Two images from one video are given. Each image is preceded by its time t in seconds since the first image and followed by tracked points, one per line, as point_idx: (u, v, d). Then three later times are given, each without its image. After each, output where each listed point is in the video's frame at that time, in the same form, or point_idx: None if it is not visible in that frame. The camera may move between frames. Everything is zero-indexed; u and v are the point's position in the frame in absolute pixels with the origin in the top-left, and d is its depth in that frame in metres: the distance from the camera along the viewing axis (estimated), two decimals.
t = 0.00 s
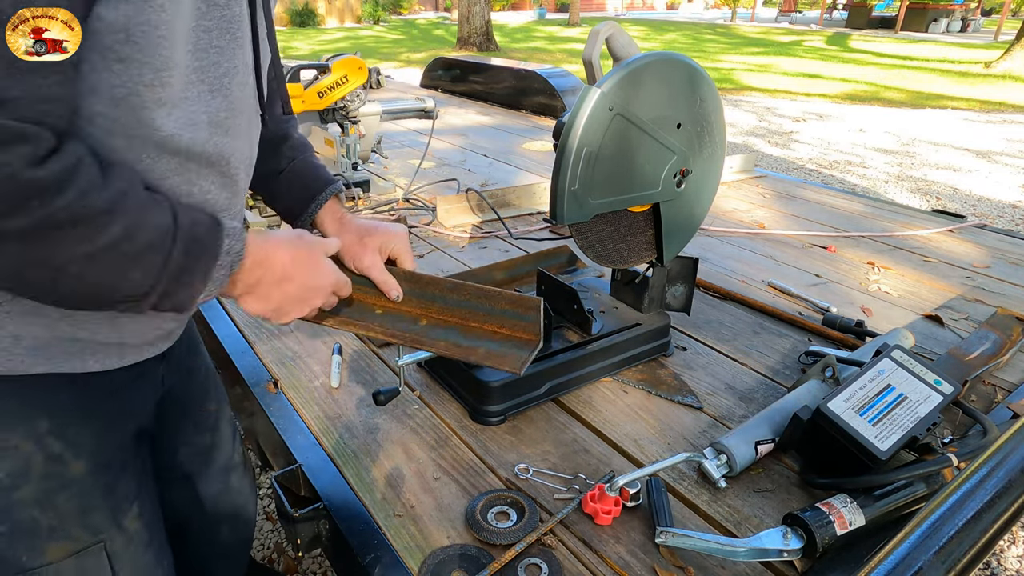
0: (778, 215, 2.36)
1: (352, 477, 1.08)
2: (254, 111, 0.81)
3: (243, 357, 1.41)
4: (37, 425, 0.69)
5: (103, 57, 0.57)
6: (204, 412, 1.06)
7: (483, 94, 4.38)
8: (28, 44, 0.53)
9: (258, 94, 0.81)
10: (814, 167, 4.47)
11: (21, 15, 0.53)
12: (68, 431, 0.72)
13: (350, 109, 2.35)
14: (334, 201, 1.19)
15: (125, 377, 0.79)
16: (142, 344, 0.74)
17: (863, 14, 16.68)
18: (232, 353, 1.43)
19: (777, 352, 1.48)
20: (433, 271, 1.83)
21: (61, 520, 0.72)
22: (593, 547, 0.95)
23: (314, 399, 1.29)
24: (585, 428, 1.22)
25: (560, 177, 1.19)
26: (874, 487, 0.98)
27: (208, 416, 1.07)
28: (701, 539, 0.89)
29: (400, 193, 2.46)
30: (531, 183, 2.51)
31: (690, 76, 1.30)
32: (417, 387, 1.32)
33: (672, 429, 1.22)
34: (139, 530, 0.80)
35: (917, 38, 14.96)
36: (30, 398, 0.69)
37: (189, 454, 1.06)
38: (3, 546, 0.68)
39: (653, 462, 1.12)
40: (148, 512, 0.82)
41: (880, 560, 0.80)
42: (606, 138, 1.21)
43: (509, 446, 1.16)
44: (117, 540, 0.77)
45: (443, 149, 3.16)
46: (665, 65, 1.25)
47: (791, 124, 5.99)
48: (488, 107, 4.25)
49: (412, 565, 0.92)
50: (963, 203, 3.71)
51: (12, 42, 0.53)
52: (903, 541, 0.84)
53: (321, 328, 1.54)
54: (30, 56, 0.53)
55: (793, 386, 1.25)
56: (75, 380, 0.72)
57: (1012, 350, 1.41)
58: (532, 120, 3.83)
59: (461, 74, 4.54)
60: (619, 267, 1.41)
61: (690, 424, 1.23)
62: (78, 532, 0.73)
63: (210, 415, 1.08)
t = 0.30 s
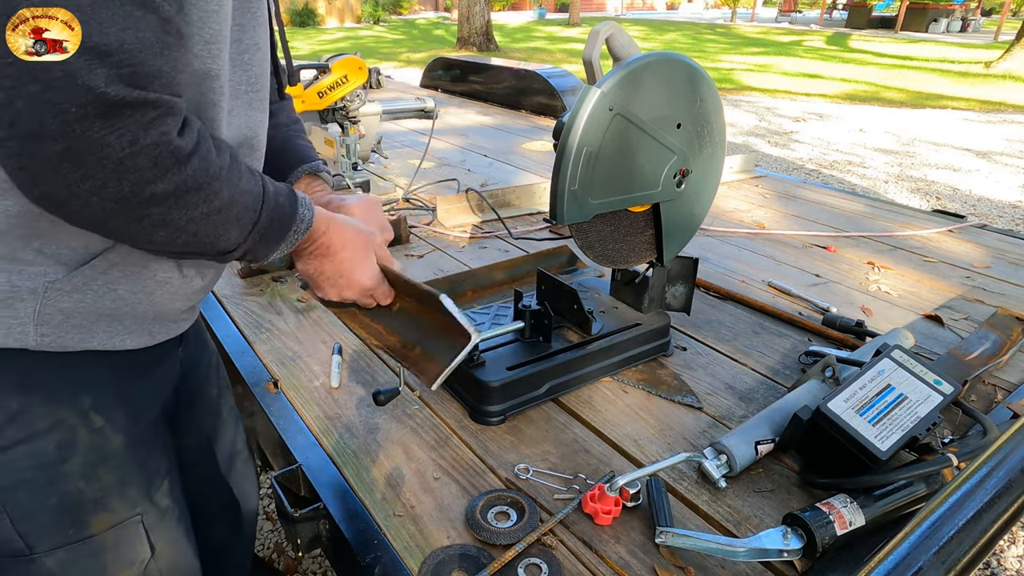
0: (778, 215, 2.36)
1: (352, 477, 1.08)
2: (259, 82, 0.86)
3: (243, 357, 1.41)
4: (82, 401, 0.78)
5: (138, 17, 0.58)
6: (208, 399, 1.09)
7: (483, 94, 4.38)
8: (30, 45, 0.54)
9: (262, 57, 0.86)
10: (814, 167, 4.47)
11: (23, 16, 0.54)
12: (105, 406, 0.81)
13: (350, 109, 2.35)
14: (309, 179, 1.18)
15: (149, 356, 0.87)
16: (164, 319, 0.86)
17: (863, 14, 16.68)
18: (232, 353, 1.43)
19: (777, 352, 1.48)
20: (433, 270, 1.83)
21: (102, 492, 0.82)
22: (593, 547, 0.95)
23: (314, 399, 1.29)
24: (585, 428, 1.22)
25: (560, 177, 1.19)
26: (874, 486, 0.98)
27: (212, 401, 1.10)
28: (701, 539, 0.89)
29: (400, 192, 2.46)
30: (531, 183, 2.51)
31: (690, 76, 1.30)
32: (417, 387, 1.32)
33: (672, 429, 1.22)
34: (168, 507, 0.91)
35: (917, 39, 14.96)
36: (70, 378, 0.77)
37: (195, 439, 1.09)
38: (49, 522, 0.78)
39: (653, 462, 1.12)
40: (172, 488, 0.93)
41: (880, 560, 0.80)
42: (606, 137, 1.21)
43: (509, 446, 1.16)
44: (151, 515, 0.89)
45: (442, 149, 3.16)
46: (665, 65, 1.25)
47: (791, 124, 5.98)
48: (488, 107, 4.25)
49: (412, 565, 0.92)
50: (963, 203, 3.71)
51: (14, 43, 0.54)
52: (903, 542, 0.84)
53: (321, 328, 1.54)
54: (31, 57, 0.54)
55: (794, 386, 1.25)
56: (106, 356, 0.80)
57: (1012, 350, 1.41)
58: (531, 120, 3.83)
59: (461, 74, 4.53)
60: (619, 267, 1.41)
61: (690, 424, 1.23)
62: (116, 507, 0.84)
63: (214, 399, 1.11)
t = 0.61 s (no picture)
0: (778, 215, 2.37)
1: (352, 477, 1.08)
2: (258, 78, 0.83)
3: (243, 357, 1.41)
4: (96, 387, 0.81)
5: (91, 59, 0.57)
6: (214, 386, 1.13)
7: (483, 94, 4.38)
8: (29, 45, 0.54)
9: (261, 48, 0.82)
10: (814, 167, 4.47)
11: (22, 15, 0.53)
12: (119, 392, 0.83)
13: (350, 109, 2.35)
14: (285, 150, 1.22)
15: (159, 345, 0.90)
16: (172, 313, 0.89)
17: (863, 14, 16.68)
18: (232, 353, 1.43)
19: (777, 352, 1.48)
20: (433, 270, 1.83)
21: (115, 477, 0.83)
22: (593, 547, 0.95)
23: (314, 399, 1.29)
24: (586, 428, 1.22)
25: (560, 177, 1.19)
26: (874, 487, 0.98)
27: (216, 389, 1.14)
28: (701, 540, 0.89)
29: (400, 192, 2.47)
30: (531, 183, 2.51)
31: (690, 76, 1.30)
32: (417, 387, 1.32)
33: (672, 429, 1.22)
34: (177, 495, 0.92)
35: (917, 39, 14.97)
36: (86, 365, 0.79)
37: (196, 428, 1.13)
38: (66, 505, 0.79)
39: (653, 462, 1.12)
40: (183, 476, 0.94)
41: (880, 560, 0.80)
42: (606, 137, 1.21)
43: (510, 446, 1.16)
44: (160, 501, 0.89)
45: (443, 149, 3.17)
46: (665, 65, 1.25)
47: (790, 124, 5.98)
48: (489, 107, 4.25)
49: (412, 565, 0.92)
50: (963, 203, 3.71)
51: (13, 43, 0.54)
52: (903, 542, 0.84)
53: (321, 328, 1.54)
54: (31, 57, 0.54)
55: (794, 386, 1.25)
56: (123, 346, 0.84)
57: (1012, 350, 1.41)
58: (532, 120, 3.83)
59: (461, 74, 4.53)
60: (619, 267, 1.41)
61: (690, 424, 1.23)
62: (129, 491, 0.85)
63: (218, 387, 1.15)
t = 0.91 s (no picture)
0: (778, 215, 2.36)
1: (352, 477, 1.08)
2: (266, 64, 0.83)
3: (244, 357, 1.41)
4: (117, 369, 0.81)
5: (99, 58, 0.58)
6: (219, 376, 1.13)
7: (483, 94, 4.38)
8: (29, 45, 0.55)
9: (266, 36, 0.82)
10: (814, 167, 4.47)
11: (22, 16, 0.54)
12: (139, 373, 0.83)
13: (350, 109, 2.35)
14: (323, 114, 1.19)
15: (176, 329, 0.89)
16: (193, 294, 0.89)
17: (863, 14, 16.67)
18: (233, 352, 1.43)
19: (777, 352, 1.48)
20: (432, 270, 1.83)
21: (136, 457, 0.84)
22: (593, 547, 0.95)
23: (314, 399, 1.29)
24: (586, 428, 1.22)
25: (560, 177, 1.20)
26: (874, 487, 0.98)
27: (219, 380, 1.13)
28: (701, 539, 0.89)
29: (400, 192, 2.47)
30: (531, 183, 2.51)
31: (690, 76, 1.30)
32: (417, 387, 1.32)
33: (672, 429, 1.22)
34: (190, 476, 0.91)
35: (917, 39, 14.96)
36: (103, 349, 0.79)
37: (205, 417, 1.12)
38: (89, 484, 0.80)
39: (653, 462, 1.12)
40: (197, 459, 0.93)
41: (880, 560, 0.80)
42: (606, 137, 1.21)
43: (510, 446, 1.16)
44: (175, 482, 0.89)
45: (443, 149, 3.17)
46: (665, 65, 1.25)
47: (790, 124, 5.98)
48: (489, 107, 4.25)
49: (412, 565, 0.92)
50: (963, 203, 3.71)
51: (13, 43, 0.55)
52: (903, 542, 0.84)
53: (321, 328, 1.54)
54: (31, 57, 0.55)
55: (794, 386, 1.25)
56: (141, 331, 0.83)
57: (1012, 350, 1.41)
58: (531, 120, 3.83)
59: (461, 74, 4.53)
60: (619, 267, 1.41)
61: (690, 424, 1.23)
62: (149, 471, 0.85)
63: (221, 377, 1.14)
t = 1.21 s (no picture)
0: (778, 214, 2.36)
1: (352, 477, 1.08)
2: (267, 60, 0.83)
3: (244, 356, 1.41)
4: (118, 364, 0.81)
5: (80, 53, 0.57)
6: (222, 373, 1.12)
7: (483, 94, 4.38)
8: (29, 45, 0.54)
9: (268, 30, 0.82)
10: (814, 167, 4.47)
11: (22, 16, 0.54)
12: (140, 370, 0.83)
13: (350, 109, 2.35)
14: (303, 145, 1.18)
15: (177, 325, 0.89)
16: (195, 291, 0.89)
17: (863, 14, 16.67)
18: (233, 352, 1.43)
19: (777, 352, 1.48)
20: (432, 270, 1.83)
21: (136, 451, 0.84)
22: (593, 547, 0.95)
23: (314, 399, 1.29)
24: (586, 428, 1.22)
25: (560, 177, 1.20)
26: (873, 487, 0.98)
27: (222, 377, 1.13)
28: (701, 539, 0.89)
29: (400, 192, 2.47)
30: (531, 183, 2.51)
31: (690, 76, 1.30)
32: (417, 387, 1.32)
33: (672, 429, 1.22)
34: (192, 471, 0.92)
35: (917, 39, 14.97)
36: (104, 344, 0.79)
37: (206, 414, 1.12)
38: (90, 476, 0.80)
39: (653, 462, 1.12)
40: (198, 454, 0.93)
41: (880, 560, 0.80)
42: (606, 137, 1.21)
43: (510, 446, 1.16)
44: (176, 477, 0.89)
45: (442, 149, 3.17)
46: (665, 65, 1.25)
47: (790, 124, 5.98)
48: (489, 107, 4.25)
49: (412, 565, 0.92)
50: (963, 203, 3.71)
51: (13, 43, 0.54)
52: (903, 542, 0.84)
53: (321, 328, 1.54)
54: (31, 57, 0.55)
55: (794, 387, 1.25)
56: (142, 328, 0.83)
57: (1012, 350, 1.41)
58: (532, 120, 3.83)
59: (461, 74, 4.53)
60: (619, 267, 1.41)
61: (690, 424, 1.23)
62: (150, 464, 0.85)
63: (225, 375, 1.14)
